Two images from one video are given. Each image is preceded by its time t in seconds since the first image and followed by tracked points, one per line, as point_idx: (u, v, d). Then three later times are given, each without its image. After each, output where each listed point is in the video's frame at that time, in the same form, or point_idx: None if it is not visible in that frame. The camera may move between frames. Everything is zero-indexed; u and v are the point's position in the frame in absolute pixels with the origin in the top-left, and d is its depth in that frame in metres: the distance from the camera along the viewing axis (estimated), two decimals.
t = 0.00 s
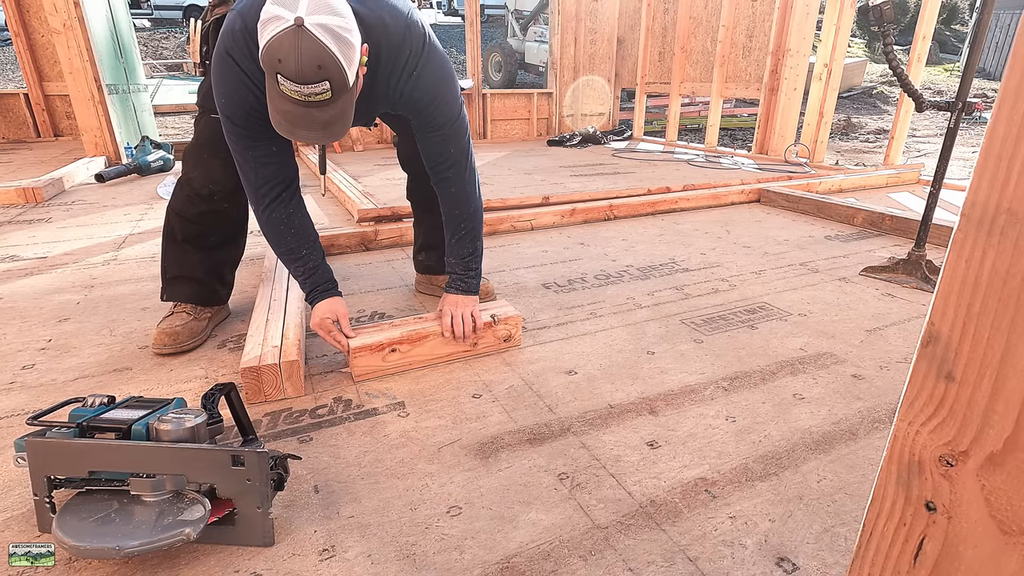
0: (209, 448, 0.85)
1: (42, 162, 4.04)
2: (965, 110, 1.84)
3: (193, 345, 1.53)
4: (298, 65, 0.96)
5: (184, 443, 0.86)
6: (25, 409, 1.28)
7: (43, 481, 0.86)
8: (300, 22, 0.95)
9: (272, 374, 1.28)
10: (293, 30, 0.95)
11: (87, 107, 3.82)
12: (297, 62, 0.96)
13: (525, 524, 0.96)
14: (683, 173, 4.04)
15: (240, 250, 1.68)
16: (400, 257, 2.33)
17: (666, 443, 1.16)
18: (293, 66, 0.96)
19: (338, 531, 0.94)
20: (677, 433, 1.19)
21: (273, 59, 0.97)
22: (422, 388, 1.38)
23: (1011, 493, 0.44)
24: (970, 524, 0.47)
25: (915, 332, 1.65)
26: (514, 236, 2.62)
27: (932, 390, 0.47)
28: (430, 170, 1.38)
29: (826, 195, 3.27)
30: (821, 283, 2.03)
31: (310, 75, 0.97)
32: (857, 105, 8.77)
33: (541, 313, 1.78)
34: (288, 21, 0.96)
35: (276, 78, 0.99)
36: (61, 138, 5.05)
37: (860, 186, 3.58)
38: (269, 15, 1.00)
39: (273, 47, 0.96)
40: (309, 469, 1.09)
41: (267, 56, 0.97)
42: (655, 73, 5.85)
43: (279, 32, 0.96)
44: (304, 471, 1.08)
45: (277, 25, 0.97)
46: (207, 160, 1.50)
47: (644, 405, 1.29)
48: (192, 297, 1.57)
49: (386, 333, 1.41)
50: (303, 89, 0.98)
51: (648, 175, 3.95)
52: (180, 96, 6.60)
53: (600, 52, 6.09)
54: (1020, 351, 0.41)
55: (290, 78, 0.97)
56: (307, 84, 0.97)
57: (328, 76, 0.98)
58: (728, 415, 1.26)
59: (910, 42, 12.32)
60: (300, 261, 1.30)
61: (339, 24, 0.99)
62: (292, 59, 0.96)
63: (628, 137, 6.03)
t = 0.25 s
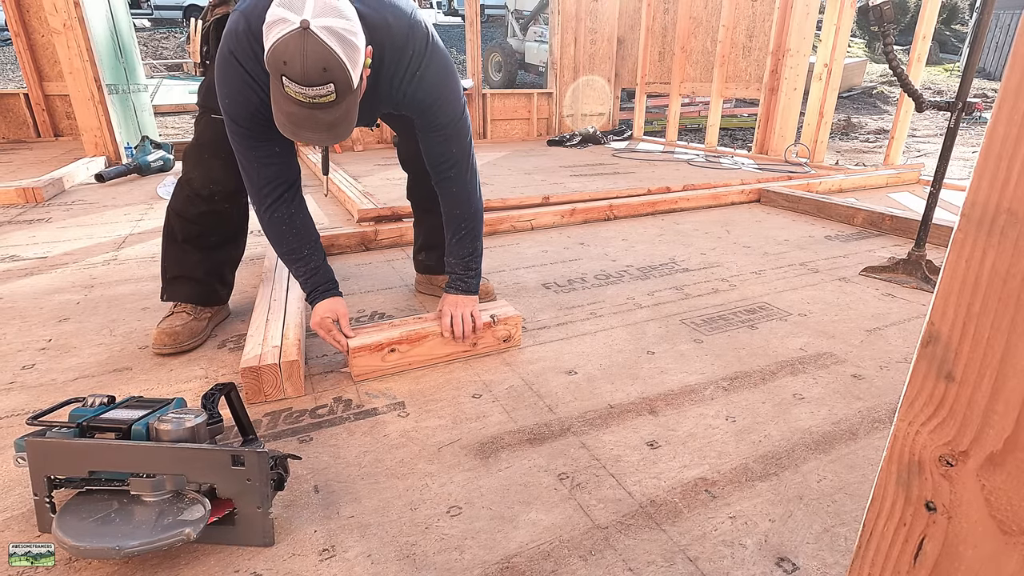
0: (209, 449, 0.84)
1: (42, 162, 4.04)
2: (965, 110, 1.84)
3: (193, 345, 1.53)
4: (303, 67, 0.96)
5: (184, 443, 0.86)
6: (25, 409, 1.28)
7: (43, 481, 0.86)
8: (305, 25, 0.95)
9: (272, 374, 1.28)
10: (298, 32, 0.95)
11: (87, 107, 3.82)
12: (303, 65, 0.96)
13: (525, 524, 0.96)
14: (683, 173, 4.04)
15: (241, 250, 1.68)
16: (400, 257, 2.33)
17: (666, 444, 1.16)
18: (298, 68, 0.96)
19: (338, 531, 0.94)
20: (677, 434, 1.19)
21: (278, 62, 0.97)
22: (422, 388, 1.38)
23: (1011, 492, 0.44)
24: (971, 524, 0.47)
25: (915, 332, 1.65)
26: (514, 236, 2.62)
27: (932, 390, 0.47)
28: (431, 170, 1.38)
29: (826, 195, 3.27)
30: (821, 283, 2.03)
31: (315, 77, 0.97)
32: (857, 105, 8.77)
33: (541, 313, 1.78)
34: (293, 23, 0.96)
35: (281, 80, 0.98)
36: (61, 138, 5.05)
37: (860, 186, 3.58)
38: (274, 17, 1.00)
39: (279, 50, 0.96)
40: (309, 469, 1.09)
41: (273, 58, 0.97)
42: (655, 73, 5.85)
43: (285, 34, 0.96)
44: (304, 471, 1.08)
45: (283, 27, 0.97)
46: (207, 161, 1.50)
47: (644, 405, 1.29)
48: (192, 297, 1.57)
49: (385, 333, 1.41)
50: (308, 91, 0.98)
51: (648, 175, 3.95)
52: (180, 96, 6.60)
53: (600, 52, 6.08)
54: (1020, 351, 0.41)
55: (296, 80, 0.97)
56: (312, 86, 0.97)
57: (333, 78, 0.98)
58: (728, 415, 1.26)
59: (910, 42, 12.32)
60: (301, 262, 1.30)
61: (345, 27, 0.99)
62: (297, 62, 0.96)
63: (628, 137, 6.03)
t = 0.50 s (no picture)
0: (209, 448, 0.85)
1: (42, 162, 4.04)
2: (965, 110, 1.84)
3: (193, 345, 1.53)
4: (296, 56, 0.96)
5: (184, 443, 0.86)
6: (25, 409, 1.28)
7: (44, 481, 0.86)
8: (298, 14, 0.95)
9: (272, 374, 1.28)
10: (291, 22, 0.95)
11: (87, 107, 3.82)
12: (296, 55, 0.95)
13: (525, 524, 0.96)
14: (683, 173, 4.05)
15: (241, 250, 1.68)
16: (400, 257, 2.33)
17: (666, 443, 1.16)
18: (291, 57, 0.96)
19: (338, 531, 0.94)
20: (677, 434, 1.19)
21: (272, 52, 0.97)
22: (421, 388, 1.38)
23: (1011, 492, 0.44)
24: (970, 524, 0.47)
25: (915, 332, 1.65)
26: (514, 236, 2.62)
27: (932, 390, 0.47)
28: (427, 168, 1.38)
29: (826, 195, 3.27)
30: (821, 283, 2.03)
31: (308, 67, 0.96)
32: (857, 105, 8.77)
33: (541, 313, 1.78)
34: (286, 13, 0.96)
35: (274, 70, 0.98)
36: (61, 138, 5.05)
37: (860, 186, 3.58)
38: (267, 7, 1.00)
39: (271, 39, 0.96)
40: (309, 469, 1.09)
41: (266, 49, 0.97)
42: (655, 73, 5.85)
43: (277, 24, 0.96)
44: (304, 471, 1.08)
45: (276, 17, 0.97)
46: (207, 161, 1.50)
47: (644, 405, 1.29)
48: (192, 297, 1.57)
49: (385, 333, 1.41)
50: (302, 80, 0.97)
51: (648, 175, 3.95)
52: (179, 96, 6.60)
53: (600, 52, 6.08)
54: (1020, 351, 0.41)
55: (289, 69, 0.97)
56: (305, 76, 0.97)
57: (326, 69, 0.98)
58: (728, 415, 1.26)
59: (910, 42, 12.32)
60: (299, 259, 1.30)
61: (338, 18, 0.99)
62: (290, 50, 0.95)
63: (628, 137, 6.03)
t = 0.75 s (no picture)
0: (209, 448, 0.85)
1: (42, 162, 4.04)
2: (965, 110, 1.84)
3: (193, 345, 1.53)
4: (295, 60, 0.96)
5: (184, 443, 0.86)
6: (25, 409, 1.28)
7: (44, 481, 0.86)
8: (295, 17, 0.95)
9: (272, 374, 1.28)
10: (288, 26, 0.95)
11: (87, 107, 3.82)
12: (293, 58, 0.96)
13: (525, 524, 0.96)
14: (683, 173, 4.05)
15: (240, 250, 1.68)
16: (400, 257, 2.33)
17: (666, 443, 1.16)
18: (289, 61, 0.96)
19: (338, 531, 0.94)
20: (677, 434, 1.19)
21: (270, 56, 0.97)
22: (421, 388, 1.38)
23: (1011, 493, 0.44)
24: (970, 524, 0.47)
25: (915, 332, 1.65)
26: (514, 236, 2.62)
27: (932, 390, 0.47)
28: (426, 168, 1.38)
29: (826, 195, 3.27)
30: (821, 283, 2.03)
31: (306, 70, 0.97)
32: (857, 105, 8.77)
33: (541, 313, 1.78)
34: (283, 17, 0.96)
35: (274, 74, 0.99)
36: (61, 138, 5.05)
37: (860, 186, 3.58)
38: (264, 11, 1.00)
39: (269, 43, 0.96)
40: (309, 469, 1.09)
41: (263, 53, 0.97)
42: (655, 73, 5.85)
43: (274, 28, 0.96)
44: (304, 471, 1.08)
45: (273, 21, 0.97)
46: (207, 161, 1.50)
47: (644, 405, 1.29)
48: (192, 297, 1.57)
49: (385, 333, 1.41)
50: (300, 84, 0.98)
51: (648, 175, 3.96)
52: (179, 96, 6.61)
53: (600, 52, 6.08)
54: (1020, 351, 0.41)
55: (288, 73, 0.97)
56: (303, 80, 0.97)
57: (324, 71, 0.98)
58: (728, 415, 1.26)
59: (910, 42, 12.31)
60: (298, 259, 1.29)
61: (335, 20, 0.99)
62: (287, 54, 0.96)
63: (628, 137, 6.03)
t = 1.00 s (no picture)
0: (209, 448, 0.85)
1: (42, 162, 4.04)
2: (965, 110, 1.84)
3: (193, 345, 1.53)
4: (325, 24, 0.97)
5: (184, 443, 0.86)
6: (25, 409, 1.28)
7: (43, 481, 0.86)
8: None
9: (272, 374, 1.28)
10: None
11: (87, 107, 3.82)
12: (324, 22, 0.96)
13: (525, 524, 0.96)
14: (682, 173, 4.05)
15: (240, 250, 1.68)
16: (400, 257, 2.33)
17: (666, 443, 1.16)
18: (320, 26, 0.96)
19: (338, 531, 0.94)
20: (677, 434, 1.19)
21: (298, 25, 0.96)
22: (421, 388, 1.38)
23: (1011, 492, 0.44)
24: (970, 524, 0.47)
25: (915, 332, 1.65)
26: (514, 236, 2.62)
27: (932, 390, 0.47)
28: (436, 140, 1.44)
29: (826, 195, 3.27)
30: (821, 283, 2.03)
31: (337, 32, 0.97)
32: (857, 105, 8.77)
33: (541, 313, 1.78)
34: None
35: (304, 44, 0.98)
36: (61, 138, 5.06)
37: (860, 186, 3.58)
38: None
39: (297, 10, 0.95)
40: (309, 469, 1.09)
41: (290, 23, 0.96)
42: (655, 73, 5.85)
43: None
44: (304, 471, 1.08)
45: None
46: (205, 160, 1.49)
47: (644, 405, 1.29)
48: (192, 297, 1.57)
49: (386, 333, 1.42)
50: (332, 48, 0.98)
51: (648, 175, 3.95)
52: (179, 96, 6.61)
53: (600, 52, 6.08)
54: (1019, 351, 0.41)
55: (319, 40, 0.97)
56: (336, 42, 0.98)
57: (354, 30, 0.99)
58: (728, 415, 1.26)
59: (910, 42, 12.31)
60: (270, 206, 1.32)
61: None
62: (318, 20, 0.96)
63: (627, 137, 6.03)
